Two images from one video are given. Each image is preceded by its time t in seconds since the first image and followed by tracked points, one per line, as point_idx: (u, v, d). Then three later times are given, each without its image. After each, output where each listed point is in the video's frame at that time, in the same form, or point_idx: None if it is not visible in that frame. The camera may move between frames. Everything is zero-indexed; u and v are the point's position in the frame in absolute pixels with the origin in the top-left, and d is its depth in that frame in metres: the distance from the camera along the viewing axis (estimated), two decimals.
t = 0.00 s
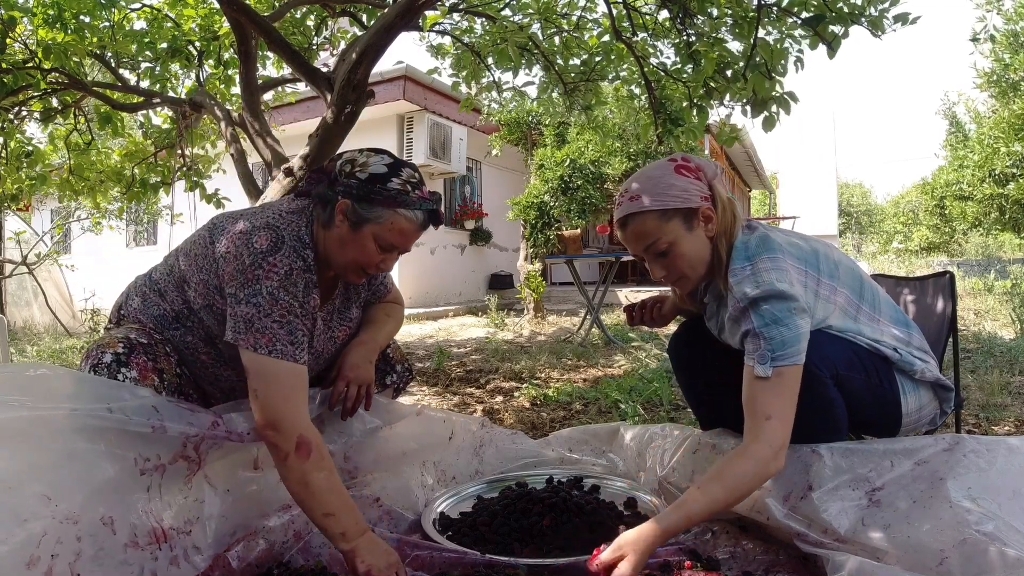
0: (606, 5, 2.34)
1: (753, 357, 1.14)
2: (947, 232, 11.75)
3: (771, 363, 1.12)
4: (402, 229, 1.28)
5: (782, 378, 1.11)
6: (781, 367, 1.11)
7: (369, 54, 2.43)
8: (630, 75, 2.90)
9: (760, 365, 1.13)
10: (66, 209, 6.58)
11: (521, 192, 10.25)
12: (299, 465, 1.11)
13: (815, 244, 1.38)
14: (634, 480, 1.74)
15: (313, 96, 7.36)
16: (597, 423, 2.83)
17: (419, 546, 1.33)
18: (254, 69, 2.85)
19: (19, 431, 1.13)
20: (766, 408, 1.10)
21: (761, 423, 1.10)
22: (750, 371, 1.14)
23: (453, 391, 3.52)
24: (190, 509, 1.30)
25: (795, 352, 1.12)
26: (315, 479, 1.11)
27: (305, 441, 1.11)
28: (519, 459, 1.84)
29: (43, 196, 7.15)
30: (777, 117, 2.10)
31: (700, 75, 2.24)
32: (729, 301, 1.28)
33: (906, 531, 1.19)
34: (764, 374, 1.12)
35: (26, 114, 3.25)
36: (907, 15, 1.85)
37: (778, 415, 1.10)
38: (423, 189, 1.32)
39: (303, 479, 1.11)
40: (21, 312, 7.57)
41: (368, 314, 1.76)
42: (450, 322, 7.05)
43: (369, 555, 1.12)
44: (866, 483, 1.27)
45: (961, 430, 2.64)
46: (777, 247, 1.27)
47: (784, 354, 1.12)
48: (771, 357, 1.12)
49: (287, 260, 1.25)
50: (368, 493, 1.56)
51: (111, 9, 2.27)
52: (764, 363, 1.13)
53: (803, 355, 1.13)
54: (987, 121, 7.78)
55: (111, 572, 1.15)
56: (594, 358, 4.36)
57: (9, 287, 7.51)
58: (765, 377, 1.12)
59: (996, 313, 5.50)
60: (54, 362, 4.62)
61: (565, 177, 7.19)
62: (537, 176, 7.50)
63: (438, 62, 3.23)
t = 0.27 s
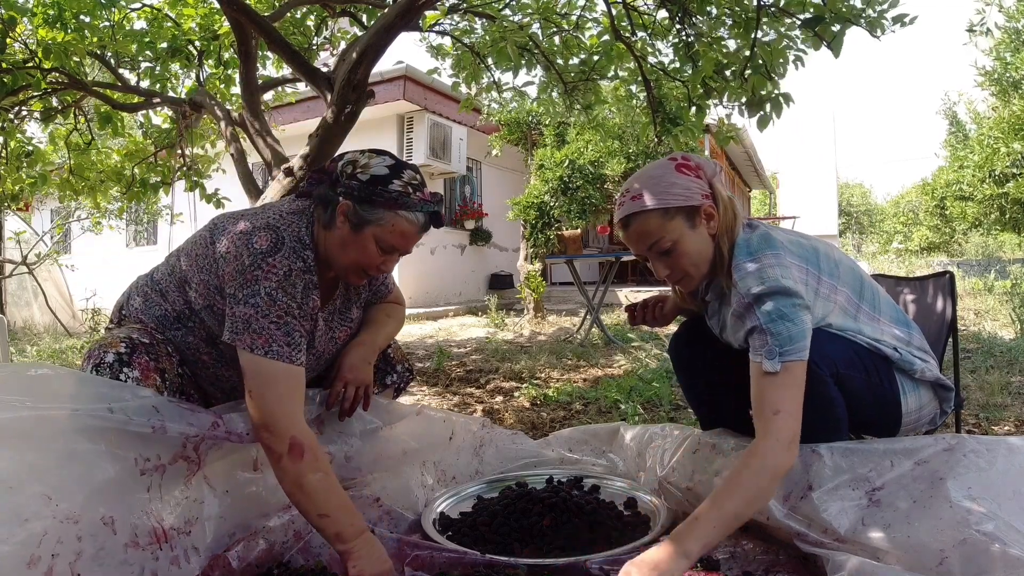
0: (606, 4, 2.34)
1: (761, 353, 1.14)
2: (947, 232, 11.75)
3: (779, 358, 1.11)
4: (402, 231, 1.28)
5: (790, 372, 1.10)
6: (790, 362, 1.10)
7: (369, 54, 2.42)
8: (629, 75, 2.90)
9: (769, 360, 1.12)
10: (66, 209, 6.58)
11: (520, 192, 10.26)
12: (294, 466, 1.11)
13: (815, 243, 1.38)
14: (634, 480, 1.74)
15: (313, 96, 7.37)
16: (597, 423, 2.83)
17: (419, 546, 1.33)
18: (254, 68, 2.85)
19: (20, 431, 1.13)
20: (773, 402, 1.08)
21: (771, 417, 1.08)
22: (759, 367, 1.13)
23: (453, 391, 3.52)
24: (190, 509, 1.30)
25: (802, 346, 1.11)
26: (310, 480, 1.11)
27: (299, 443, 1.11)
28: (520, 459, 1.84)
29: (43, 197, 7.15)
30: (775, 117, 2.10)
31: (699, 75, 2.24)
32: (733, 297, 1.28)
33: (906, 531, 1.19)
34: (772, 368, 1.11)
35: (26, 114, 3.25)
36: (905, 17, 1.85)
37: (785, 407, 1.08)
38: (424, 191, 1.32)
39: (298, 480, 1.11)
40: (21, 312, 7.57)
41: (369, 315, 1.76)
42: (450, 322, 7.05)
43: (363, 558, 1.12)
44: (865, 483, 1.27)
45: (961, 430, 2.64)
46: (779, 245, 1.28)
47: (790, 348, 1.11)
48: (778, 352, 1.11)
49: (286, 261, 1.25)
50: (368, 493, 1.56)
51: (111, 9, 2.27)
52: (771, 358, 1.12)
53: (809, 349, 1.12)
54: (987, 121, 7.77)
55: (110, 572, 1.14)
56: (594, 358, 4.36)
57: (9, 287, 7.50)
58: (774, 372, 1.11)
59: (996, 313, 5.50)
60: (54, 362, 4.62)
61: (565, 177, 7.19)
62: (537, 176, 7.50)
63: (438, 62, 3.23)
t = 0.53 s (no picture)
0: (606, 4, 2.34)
1: (751, 359, 1.15)
2: (947, 232, 11.75)
3: (768, 363, 1.12)
4: (400, 224, 1.28)
5: (780, 377, 1.11)
6: (778, 367, 1.11)
7: (369, 54, 2.42)
8: (629, 74, 2.90)
9: (758, 366, 1.13)
10: (66, 209, 6.58)
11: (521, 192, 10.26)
12: (269, 450, 1.09)
13: (815, 242, 1.38)
14: (634, 480, 1.73)
15: (313, 96, 7.37)
16: (597, 423, 2.83)
17: (419, 546, 1.33)
18: (253, 68, 2.84)
19: (11, 428, 1.13)
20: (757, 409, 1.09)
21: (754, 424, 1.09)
22: (749, 372, 1.14)
23: (453, 391, 3.52)
24: (188, 508, 1.30)
25: (793, 352, 1.12)
26: (286, 466, 1.09)
27: (274, 425, 1.09)
28: (520, 459, 1.84)
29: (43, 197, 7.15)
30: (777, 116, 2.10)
31: (700, 74, 2.24)
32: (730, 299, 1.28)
33: (906, 531, 1.19)
34: (761, 374, 1.12)
35: (26, 113, 3.25)
36: (905, 15, 1.84)
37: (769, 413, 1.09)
38: (422, 185, 1.32)
39: (274, 464, 1.09)
40: (21, 312, 7.57)
41: (368, 313, 1.76)
42: (450, 322, 7.04)
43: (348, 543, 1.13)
44: (866, 483, 1.27)
45: (961, 430, 2.63)
46: (778, 246, 1.28)
47: (781, 353, 1.12)
48: (768, 357, 1.12)
49: (284, 248, 1.25)
50: (367, 493, 1.56)
51: (110, 9, 2.27)
52: (761, 363, 1.13)
53: (802, 353, 1.13)
54: (987, 121, 7.77)
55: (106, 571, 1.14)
56: (594, 357, 4.36)
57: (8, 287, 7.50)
58: (762, 378, 1.12)
59: (996, 313, 5.50)
60: (54, 362, 4.62)
61: (566, 177, 7.19)
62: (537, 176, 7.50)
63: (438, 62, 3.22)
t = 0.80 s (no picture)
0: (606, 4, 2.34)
1: (763, 352, 1.14)
2: (947, 232, 11.75)
3: (780, 356, 1.12)
4: (399, 220, 1.29)
5: (792, 370, 1.11)
6: (791, 360, 1.11)
7: (369, 54, 2.42)
8: (630, 74, 2.89)
9: (770, 358, 1.12)
10: (66, 209, 6.58)
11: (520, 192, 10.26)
12: (261, 438, 1.08)
13: (814, 241, 1.38)
14: (634, 480, 1.73)
15: (313, 96, 7.37)
16: (597, 423, 2.83)
17: (419, 546, 1.33)
18: (253, 68, 2.84)
19: (12, 428, 1.12)
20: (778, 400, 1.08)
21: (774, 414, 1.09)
22: (761, 366, 1.14)
23: (453, 391, 3.51)
24: (188, 509, 1.30)
25: (802, 344, 1.12)
26: (278, 452, 1.09)
27: (267, 412, 1.08)
28: (520, 458, 1.84)
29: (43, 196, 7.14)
30: (777, 116, 2.10)
31: (700, 75, 2.24)
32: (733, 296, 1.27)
33: (906, 531, 1.19)
34: (774, 366, 1.12)
35: (26, 114, 3.25)
36: (906, 16, 1.84)
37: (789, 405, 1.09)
38: (421, 183, 1.33)
39: (267, 451, 1.08)
40: (21, 312, 7.57)
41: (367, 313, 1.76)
42: (450, 322, 7.04)
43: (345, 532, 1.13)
44: (866, 483, 1.27)
45: (961, 430, 2.63)
46: (779, 242, 1.28)
47: (792, 346, 1.11)
48: (779, 350, 1.12)
49: (283, 242, 1.25)
50: (367, 493, 1.56)
51: (111, 9, 2.27)
52: (773, 356, 1.12)
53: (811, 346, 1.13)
54: (987, 120, 7.77)
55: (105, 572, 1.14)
56: (594, 357, 4.36)
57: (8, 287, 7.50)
58: (775, 370, 1.11)
59: (996, 313, 5.50)
60: (54, 363, 4.62)
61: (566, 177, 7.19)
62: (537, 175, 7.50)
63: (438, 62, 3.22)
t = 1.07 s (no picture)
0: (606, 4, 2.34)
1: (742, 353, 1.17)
2: (947, 232, 11.76)
3: (756, 359, 1.15)
4: (401, 222, 1.29)
5: (768, 372, 1.14)
6: (767, 362, 1.14)
7: (369, 54, 2.42)
8: (630, 74, 2.89)
9: (747, 361, 1.16)
10: (66, 209, 6.58)
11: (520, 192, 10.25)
12: (254, 436, 1.06)
13: (815, 239, 1.38)
14: (635, 481, 1.73)
15: (313, 96, 7.36)
16: (597, 423, 2.83)
17: (419, 545, 1.33)
18: (254, 68, 2.84)
19: (13, 427, 1.13)
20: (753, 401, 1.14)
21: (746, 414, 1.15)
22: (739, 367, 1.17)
23: (453, 391, 3.51)
24: (188, 509, 1.30)
25: (783, 345, 1.14)
26: (271, 451, 1.07)
27: (260, 411, 1.06)
28: (520, 459, 1.84)
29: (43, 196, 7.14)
30: (776, 114, 2.10)
31: (700, 74, 2.24)
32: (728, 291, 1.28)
33: (905, 531, 1.19)
34: (749, 368, 1.15)
35: (26, 114, 3.25)
36: (906, 17, 1.84)
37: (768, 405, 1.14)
38: (423, 185, 1.33)
39: (258, 450, 1.07)
40: (21, 312, 7.58)
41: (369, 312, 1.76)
42: (450, 322, 7.04)
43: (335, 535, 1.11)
44: (866, 483, 1.27)
45: (961, 430, 2.64)
46: (779, 240, 1.28)
47: (769, 348, 1.14)
48: (755, 353, 1.15)
49: (284, 240, 1.26)
50: (367, 493, 1.56)
51: (111, 9, 2.26)
52: (749, 357, 1.16)
53: (793, 348, 1.15)
54: (987, 120, 7.77)
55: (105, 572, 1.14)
56: (594, 358, 4.36)
57: (9, 287, 7.50)
58: (750, 373, 1.15)
59: (996, 313, 5.50)
60: (54, 362, 4.62)
61: (566, 177, 7.19)
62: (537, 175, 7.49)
63: (438, 62, 3.22)
